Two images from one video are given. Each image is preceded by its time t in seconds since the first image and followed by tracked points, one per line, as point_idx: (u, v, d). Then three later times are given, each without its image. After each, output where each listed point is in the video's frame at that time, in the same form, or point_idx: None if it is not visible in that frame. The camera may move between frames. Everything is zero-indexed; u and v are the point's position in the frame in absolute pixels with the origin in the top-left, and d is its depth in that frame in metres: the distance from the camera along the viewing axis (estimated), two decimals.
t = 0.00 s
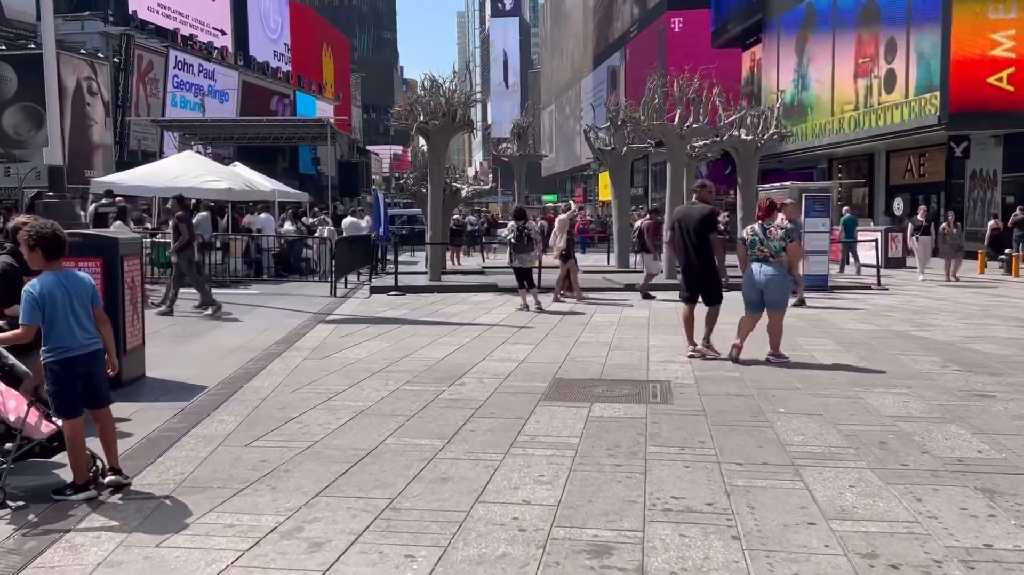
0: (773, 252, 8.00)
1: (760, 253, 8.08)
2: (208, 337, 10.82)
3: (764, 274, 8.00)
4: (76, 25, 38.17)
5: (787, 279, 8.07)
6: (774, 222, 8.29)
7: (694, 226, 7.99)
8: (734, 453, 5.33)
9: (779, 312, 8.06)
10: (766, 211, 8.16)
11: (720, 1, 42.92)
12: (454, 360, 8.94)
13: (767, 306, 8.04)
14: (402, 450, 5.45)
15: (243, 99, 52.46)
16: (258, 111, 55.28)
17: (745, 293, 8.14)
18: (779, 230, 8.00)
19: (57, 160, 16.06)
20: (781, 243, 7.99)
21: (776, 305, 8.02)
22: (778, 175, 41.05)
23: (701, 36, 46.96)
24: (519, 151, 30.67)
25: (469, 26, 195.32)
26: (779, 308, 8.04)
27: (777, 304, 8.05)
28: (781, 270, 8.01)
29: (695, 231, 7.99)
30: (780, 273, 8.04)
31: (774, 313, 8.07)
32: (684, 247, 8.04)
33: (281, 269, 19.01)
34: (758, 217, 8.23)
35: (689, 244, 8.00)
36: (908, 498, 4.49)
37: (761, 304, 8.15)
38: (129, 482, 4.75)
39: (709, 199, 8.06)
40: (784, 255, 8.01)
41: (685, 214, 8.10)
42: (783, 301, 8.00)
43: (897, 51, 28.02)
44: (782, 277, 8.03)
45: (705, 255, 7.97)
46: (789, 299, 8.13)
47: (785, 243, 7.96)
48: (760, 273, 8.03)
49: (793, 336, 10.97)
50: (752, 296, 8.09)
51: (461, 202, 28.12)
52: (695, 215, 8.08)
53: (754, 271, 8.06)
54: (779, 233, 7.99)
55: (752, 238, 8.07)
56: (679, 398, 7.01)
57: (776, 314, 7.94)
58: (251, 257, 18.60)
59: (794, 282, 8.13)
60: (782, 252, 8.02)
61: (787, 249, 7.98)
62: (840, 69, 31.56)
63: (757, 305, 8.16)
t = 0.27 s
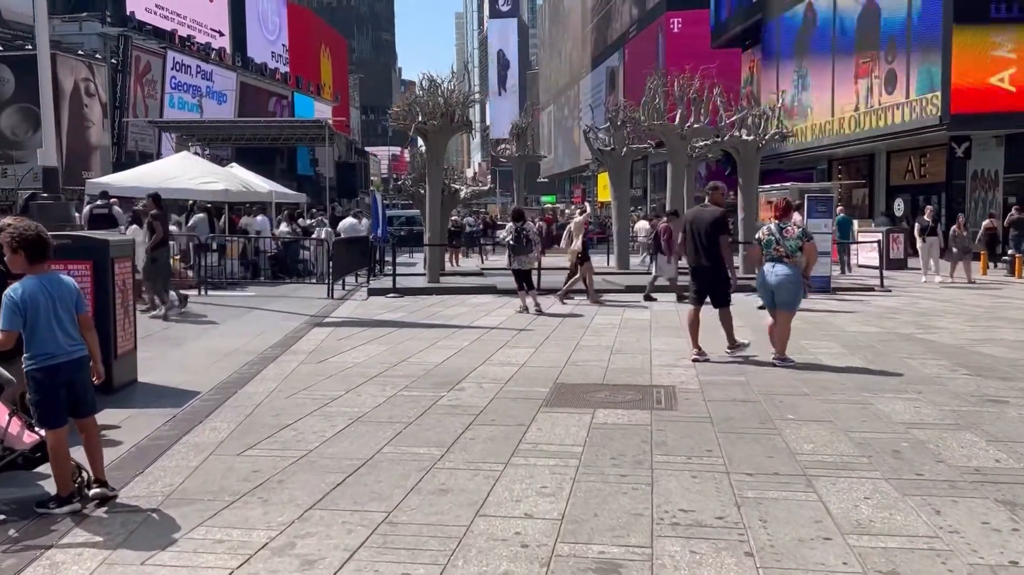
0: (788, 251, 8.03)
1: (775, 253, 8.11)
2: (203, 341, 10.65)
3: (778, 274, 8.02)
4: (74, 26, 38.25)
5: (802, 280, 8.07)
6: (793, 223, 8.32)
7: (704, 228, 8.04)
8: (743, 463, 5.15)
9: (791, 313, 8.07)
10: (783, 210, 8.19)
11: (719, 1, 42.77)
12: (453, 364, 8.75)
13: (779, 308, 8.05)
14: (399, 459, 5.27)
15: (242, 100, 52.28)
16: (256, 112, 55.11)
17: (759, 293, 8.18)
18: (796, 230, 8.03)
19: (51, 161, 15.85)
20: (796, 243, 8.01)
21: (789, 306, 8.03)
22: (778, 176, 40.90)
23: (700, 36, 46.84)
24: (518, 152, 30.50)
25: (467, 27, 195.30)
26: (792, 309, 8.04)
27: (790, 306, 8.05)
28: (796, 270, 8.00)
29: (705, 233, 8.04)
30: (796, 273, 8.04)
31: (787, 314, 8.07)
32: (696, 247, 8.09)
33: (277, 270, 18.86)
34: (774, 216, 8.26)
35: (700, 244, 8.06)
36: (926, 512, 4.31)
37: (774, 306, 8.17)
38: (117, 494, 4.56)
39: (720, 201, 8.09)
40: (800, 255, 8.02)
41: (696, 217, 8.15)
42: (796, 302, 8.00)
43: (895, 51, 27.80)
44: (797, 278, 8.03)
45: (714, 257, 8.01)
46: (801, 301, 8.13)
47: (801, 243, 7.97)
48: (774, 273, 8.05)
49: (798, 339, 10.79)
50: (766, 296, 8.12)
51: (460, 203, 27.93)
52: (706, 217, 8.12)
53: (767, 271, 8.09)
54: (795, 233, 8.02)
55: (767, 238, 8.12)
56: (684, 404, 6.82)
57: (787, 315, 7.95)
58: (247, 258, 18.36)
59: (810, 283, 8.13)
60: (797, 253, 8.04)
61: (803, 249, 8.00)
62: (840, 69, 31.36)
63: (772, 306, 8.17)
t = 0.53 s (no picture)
0: (797, 257, 8.09)
1: (785, 258, 8.17)
2: (197, 345, 10.48)
3: (788, 279, 8.11)
4: (72, 27, 38.13)
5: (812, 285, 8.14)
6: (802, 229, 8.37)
7: (723, 230, 8.11)
8: (751, 475, 4.99)
9: (801, 318, 8.13)
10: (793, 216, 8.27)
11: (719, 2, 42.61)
12: (451, 369, 8.59)
13: (788, 313, 8.12)
14: (395, 470, 5.11)
15: (240, 101, 52.08)
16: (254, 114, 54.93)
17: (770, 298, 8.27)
18: (806, 235, 8.11)
19: (46, 162, 15.68)
20: (806, 249, 8.06)
21: (800, 311, 8.10)
22: (777, 177, 40.76)
23: (700, 37, 46.73)
24: (517, 153, 30.31)
25: (466, 29, 195.20)
26: (802, 314, 8.12)
27: (801, 311, 8.12)
28: (806, 276, 8.09)
29: (722, 235, 8.11)
30: (804, 279, 8.13)
31: (799, 319, 8.15)
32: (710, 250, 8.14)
33: (274, 273, 18.73)
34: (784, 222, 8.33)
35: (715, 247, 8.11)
36: (943, 526, 4.15)
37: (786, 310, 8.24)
38: (101, 508, 4.41)
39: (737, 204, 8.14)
40: (809, 261, 8.08)
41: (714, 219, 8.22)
42: (806, 307, 8.07)
43: (894, 51, 27.60)
44: (806, 283, 8.12)
45: (731, 260, 8.07)
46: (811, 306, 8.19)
47: (809, 249, 8.03)
48: (785, 278, 8.13)
49: (801, 343, 10.63)
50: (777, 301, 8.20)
51: (458, 205, 27.76)
52: (723, 220, 8.18)
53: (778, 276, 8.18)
54: (804, 238, 8.07)
55: (777, 243, 8.19)
56: (688, 412, 6.66)
57: (797, 319, 8.01)
58: (244, 260, 18.24)
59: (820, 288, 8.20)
60: (806, 259, 8.11)
61: (812, 255, 8.05)
62: (839, 70, 31.19)
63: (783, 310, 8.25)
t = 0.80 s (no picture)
0: (806, 255, 8.11)
1: (795, 257, 8.19)
2: (190, 348, 10.31)
3: (798, 278, 8.17)
4: (69, 29, 37.51)
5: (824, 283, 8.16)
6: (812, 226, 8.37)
7: (739, 228, 8.26)
8: (756, 482, 4.83)
9: (816, 316, 8.16)
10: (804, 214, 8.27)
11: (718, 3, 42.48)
12: (448, 373, 8.41)
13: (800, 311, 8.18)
14: (388, 479, 4.94)
15: (238, 103, 51.90)
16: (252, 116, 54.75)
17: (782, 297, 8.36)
18: (813, 233, 8.11)
19: (39, 164, 15.48)
20: (815, 246, 8.08)
21: (813, 309, 8.15)
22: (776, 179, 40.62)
23: (698, 38, 46.62)
24: (515, 155, 30.12)
25: (463, 31, 195.19)
26: (816, 313, 8.16)
27: (815, 309, 8.17)
28: (815, 274, 8.12)
29: (739, 234, 8.24)
30: (816, 277, 8.15)
31: (813, 317, 8.19)
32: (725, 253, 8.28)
33: (269, 274, 18.36)
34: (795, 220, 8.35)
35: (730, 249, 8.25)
36: (957, 538, 3.99)
37: (800, 309, 8.32)
38: (81, 520, 4.25)
39: (752, 202, 8.27)
40: (819, 259, 8.09)
41: (729, 218, 8.38)
42: (819, 305, 8.11)
43: (894, 52, 27.45)
44: (817, 281, 8.14)
45: (747, 258, 8.19)
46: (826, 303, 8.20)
47: (818, 247, 8.05)
48: (796, 277, 8.18)
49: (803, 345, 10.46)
50: (790, 300, 8.29)
51: (456, 206, 27.55)
52: (738, 219, 8.33)
53: (789, 275, 8.24)
54: (812, 236, 8.09)
55: (786, 242, 8.24)
56: (690, 416, 6.49)
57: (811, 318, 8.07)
58: (241, 263, 18.24)
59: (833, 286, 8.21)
60: (816, 256, 8.12)
61: (821, 253, 8.06)
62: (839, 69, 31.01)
63: (797, 309, 8.33)
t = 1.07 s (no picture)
0: (818, 257, 7.97)
1: (807, 259, 8.06)
2: (179, 355, 10.11)
3: (810, 280, 8.02)
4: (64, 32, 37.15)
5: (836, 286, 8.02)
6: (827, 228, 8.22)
7: (750, 230, 8.29)
8: (759, 496, 4.65)
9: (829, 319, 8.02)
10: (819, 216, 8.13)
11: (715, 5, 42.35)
12: (442, 379, 8.23)
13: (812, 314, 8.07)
14: (376, 493, 4.75)
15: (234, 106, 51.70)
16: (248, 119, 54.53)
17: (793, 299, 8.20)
18: (825, 235, 7.94)
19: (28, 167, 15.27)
20: (827, 248, 7.94)
21: (824, 312, 8.00)
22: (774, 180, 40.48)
23: (696, 39, 46.53)
24: (512, 157, 29.93)
25: (460, 34, 195.14)
26: (828, 315, 8.01)
27: (827, 311, 8.02)
28: (827, 276, 7.96)
29: (747, 236, 8.31)
30: (828, 279, 8.00)
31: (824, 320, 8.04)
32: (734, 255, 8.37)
33: (263, 278, 18.13)
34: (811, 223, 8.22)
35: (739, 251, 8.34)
36: (972, 556, 3.81)
37: (811, 311, 8.17)
38: (54, 539, 4.03)
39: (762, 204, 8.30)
40: (831, 261, 7.95)
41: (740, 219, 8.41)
42: (830, 308, 7.96)
43: (891, 53, 27.29)
44: (830, 283, 7.99)
45: (755, 260, 8.27)
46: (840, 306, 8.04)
47: (830, 249, 7.91)
48: (807, 280, 8.05)
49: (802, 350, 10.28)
50: (801, 302, 8.13)
51: (452, 209, 27.35)
52: (749, 220, 8.37)
53: (802, 276, 8.09)
54: (825, 239, 7.95)
55: (799, 244, 8.12)
56: (689, 425, 6.30)
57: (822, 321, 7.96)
58: (234, 266, 17.99)
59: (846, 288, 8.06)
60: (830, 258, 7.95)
61: (833, 255, 7.92)
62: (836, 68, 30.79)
63: (808, 312, 8.17)
